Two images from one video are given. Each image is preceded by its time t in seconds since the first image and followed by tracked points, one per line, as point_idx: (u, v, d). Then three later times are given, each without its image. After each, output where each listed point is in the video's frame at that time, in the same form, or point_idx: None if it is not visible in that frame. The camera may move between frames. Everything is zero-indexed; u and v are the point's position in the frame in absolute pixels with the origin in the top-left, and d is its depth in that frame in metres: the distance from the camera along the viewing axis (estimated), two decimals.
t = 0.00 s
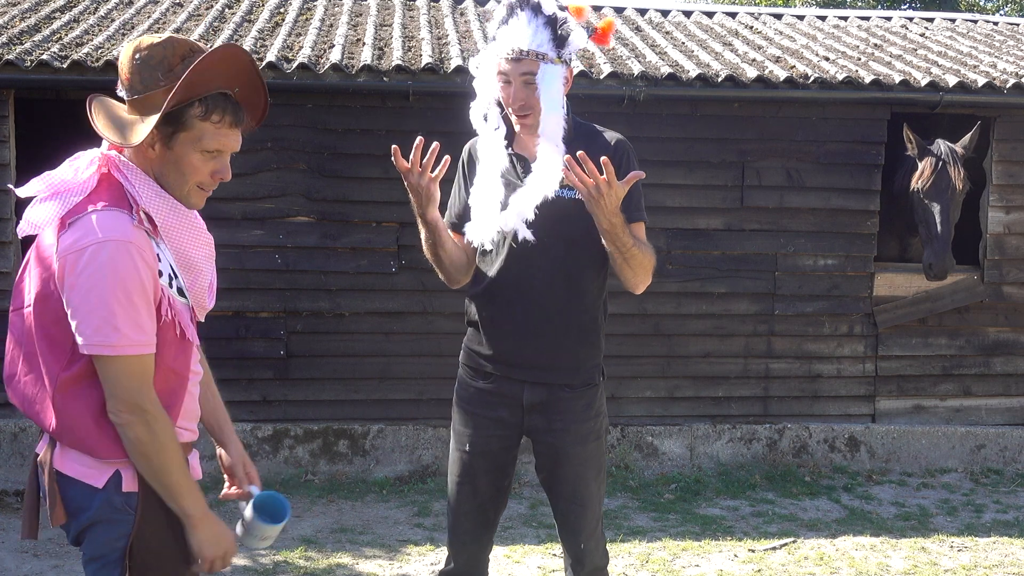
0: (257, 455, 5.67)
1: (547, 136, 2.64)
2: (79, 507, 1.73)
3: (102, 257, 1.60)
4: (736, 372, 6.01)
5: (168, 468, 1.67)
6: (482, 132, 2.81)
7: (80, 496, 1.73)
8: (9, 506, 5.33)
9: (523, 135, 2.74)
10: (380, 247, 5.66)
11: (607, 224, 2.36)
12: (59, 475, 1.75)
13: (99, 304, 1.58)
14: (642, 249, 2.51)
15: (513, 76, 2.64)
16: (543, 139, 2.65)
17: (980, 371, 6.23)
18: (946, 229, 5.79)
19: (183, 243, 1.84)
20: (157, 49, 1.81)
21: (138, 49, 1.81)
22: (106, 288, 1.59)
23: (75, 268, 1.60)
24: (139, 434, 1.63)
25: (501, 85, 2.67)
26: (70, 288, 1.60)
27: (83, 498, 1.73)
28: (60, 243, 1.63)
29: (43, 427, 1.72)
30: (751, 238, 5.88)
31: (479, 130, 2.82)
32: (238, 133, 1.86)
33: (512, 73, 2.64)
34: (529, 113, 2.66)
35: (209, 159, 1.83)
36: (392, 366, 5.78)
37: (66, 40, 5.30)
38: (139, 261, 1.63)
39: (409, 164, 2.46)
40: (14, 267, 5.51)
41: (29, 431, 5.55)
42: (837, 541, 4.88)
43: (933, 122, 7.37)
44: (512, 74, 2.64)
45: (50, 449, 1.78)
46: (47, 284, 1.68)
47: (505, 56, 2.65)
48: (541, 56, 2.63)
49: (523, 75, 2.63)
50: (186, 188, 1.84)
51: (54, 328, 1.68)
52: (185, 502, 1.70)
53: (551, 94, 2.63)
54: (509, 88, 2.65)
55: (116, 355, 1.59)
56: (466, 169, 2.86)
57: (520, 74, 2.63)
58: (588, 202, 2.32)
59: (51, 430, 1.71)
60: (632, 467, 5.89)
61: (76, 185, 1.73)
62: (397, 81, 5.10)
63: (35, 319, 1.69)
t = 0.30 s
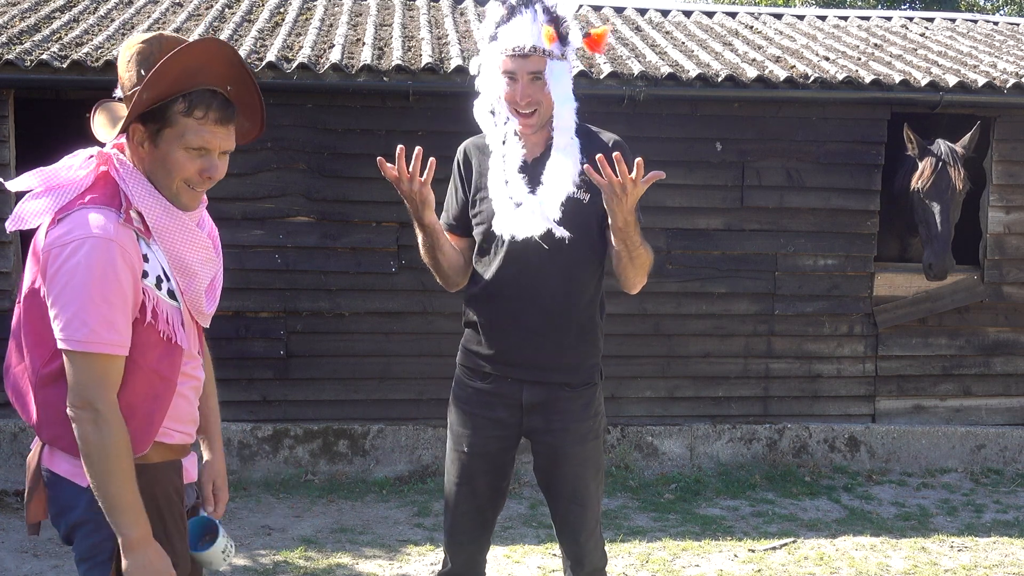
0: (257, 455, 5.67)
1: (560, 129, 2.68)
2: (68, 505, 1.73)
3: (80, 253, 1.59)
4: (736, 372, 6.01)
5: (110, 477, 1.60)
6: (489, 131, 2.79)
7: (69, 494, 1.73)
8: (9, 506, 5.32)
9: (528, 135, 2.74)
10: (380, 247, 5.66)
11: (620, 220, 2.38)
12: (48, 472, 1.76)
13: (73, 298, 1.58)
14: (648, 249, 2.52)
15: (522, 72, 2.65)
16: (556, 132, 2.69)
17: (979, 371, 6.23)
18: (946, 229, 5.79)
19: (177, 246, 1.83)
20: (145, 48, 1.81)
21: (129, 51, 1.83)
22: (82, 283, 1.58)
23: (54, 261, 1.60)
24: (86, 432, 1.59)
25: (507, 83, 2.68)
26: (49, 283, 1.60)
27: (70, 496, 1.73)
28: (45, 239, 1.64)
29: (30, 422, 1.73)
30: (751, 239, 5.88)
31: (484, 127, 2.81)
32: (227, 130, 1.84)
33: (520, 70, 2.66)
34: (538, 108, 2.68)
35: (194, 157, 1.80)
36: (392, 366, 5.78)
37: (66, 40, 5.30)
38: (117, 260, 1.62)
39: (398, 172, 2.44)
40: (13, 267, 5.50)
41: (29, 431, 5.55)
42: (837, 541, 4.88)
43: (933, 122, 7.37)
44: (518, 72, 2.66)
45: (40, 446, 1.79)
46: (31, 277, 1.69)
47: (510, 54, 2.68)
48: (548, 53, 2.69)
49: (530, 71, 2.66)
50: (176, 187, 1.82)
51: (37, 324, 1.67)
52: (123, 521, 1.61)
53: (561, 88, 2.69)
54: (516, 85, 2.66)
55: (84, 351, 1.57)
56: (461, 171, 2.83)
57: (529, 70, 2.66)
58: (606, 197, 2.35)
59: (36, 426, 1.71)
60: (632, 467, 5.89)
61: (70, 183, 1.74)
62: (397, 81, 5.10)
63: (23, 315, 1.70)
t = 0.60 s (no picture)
0: (257, 455, 5.67)
1: (559, 125, 2.69)
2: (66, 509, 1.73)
3: (75, 255, 1.59)
4: (736, 372, 6.01)
5: (111, 479, 1.60)
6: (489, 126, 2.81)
7: (67, 498, 1.73)
8: (9, 506, 5.32)
9: (528, 131, 2.75)
10: (380, 247, 5.66)
11: (656, 211, 2.41)
12: (46, 475, 1.76)
13: (67, 300, 1.58)
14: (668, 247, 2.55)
15: (524, 66, 2.68)
16: (556, 128, 2.70)
17: (980, 371, 6.23)
18: (946, 229, 5.79)
19: (174, 246, 1.82)
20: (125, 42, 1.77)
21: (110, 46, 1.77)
22: (76, 285, 1.58)
23: (49, 264, 1.60)
24: (85, 435, 1.59)
25: (509, 77, 2.70)
26: (42, 287, 1.60)
27: (70, 500, 1.73)
28: (38, 242, 1.64)
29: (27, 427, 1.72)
30: (751, 239, 5.87)
31: (484, 122, 2.83)
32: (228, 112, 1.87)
33: (522, 64, 2.68)
34: (538, 103, 2.71)
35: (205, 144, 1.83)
36: (392, 366, 5.78)
37: (66, 40, 5.29)
38: (111, 261, 1.62)
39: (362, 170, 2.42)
40: (13, 267, 5.50)
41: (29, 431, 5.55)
42: (837, 541, 4.88)
43: (933, 122, 7.38)
44: (520, 66, 2.68)
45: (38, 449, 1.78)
46: (27, 281, 1.69)
47: (515, 48, 2.70)
48: (550, 48, 2.71)
49: (532, 66, 2.69)
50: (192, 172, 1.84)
51: (32, 328, 1.67)
52: (123, 522, 1.61)
53: (563, 85, 2.72)
54: (518, 79, 2.69)
55: (79, 353, 1.57)
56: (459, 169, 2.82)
57: (530, 64, 2.68)
58: (650, 183, 2.37)
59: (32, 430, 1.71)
60: (632, 467, 5.88)
61: (63, 186, 1.74)
62: (397, 80, 5.10)
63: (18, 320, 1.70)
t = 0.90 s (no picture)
0: (257, 455, 5.67)
1: (556, 125, 2.70)
2: (69, 512, 1.73)
3: (87, 253, 1.59)
4: (736, 372, 6.01)
5: (141, 474, 1.63)
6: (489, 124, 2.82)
7: (70, 501, 1.73)
8: (8, 506, 5.31)
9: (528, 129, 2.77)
10: (380, 247, 5.66)
11: (672, 213, 2.42)
12: (48, 479, 1.75)
13: (82, 299, 1.58)
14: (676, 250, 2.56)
15: (519, 64, 2.68)
16: (552, 128, 2.71)
17: (980, 371, 6.23)
18: (946, 229, 5.79)
19: (179, 241, 1.82)
20: (149, 49, 1.74)
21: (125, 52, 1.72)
22: (90, 284, 1.58)
23: (59, 263, 1.60)
24: (112, 435, 1.61)
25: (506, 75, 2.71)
26: (54, 287, 1.60)
27: (75, 504, 1.73)
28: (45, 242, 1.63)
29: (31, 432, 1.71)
30: (751, 238, 5.87)
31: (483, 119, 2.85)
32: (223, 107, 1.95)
33: (519, 62, 2.68)
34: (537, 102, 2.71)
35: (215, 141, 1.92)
36: (392, 366, 5.78)
37: (66, 40, 5.29)
38: (126, 258, 1.63)
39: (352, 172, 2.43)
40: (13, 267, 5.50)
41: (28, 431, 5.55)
42: (837, 541, 4.88)
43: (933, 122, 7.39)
44: (518, 64, 2.68)
45: (39, 452, 1.78)
46: (31, 284, 1.68)
47: (513, 46, 2.69)
48: (547, 45, 2.70)
49: (530, 64, 2.68)
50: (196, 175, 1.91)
51: (40, 329, 1.67)
52: (159, 510, 1.66)
53: (558, 83, 2.70)
54: (515, 77, 2.69)
55: (96, 352, 1.58)
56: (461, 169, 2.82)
57: (527, 62, 2.68)
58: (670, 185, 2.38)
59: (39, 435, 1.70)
60: (632, 467, 5.88)
61: (66, 186, 1.73)
62: (397, 80, 5.10)
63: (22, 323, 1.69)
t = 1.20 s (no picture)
0: (257, 455, 5.67)
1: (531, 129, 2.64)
2: (72, 514, 1.73)
3: (94, 249, 1.59)
4: (736, 372, 6.01)
5: (146, 471, 1.63)
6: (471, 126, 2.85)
7: (74, 501, 1.73)
8: (9, 506, 5.31)
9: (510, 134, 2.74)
10: (380, 247, 5.66)
11: (679, 220, 2.42)
12: (52, 479, 1.75)
13: (91, 294, 1.58)
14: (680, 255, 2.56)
15: (497, 69, 2.65)
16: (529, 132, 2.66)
17: (980, 371, 6.23)
18: (946, 229, 5.79)
19: (183, 237, 1.82)
20: (161, 37, 1.77)
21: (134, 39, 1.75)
22: (98, 278, 1.58)
23: (67, 259, 1.60)
24: (117, 431, 1.60)
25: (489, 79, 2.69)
26: (63, 283, 1.60)
27: (79, 504, 1.73)
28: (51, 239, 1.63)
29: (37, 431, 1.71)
30: (751, 239, 5.87)
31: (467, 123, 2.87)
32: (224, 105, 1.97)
33: (496, 67, 2.65)
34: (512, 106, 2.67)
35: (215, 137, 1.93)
36: (392, 366, 5.78)
37: (66, 40, 5.29)
38: (132, 253, 1.63)
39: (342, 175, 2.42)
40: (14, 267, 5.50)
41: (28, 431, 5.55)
42: (837, 541, 4.88)
43: (933, 122, 7.39)
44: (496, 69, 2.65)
45: (42, 452, 1.78)
46: (36, 282, 1.68)
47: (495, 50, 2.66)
48: (523, 49, 2.61)
49: (506, 69, 2.63)
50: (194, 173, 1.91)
51: (45, 327, 1.67)
52: (159, 511, 1.65)
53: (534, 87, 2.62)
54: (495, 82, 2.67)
55: (106, 347, 1.58)
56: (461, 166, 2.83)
57: (502, 67, 2.63)
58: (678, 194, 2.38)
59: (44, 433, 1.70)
60: (632, 467, 5.89)
61: (69, 183, 1.73)
62: (397, 80, 5.10)
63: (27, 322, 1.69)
